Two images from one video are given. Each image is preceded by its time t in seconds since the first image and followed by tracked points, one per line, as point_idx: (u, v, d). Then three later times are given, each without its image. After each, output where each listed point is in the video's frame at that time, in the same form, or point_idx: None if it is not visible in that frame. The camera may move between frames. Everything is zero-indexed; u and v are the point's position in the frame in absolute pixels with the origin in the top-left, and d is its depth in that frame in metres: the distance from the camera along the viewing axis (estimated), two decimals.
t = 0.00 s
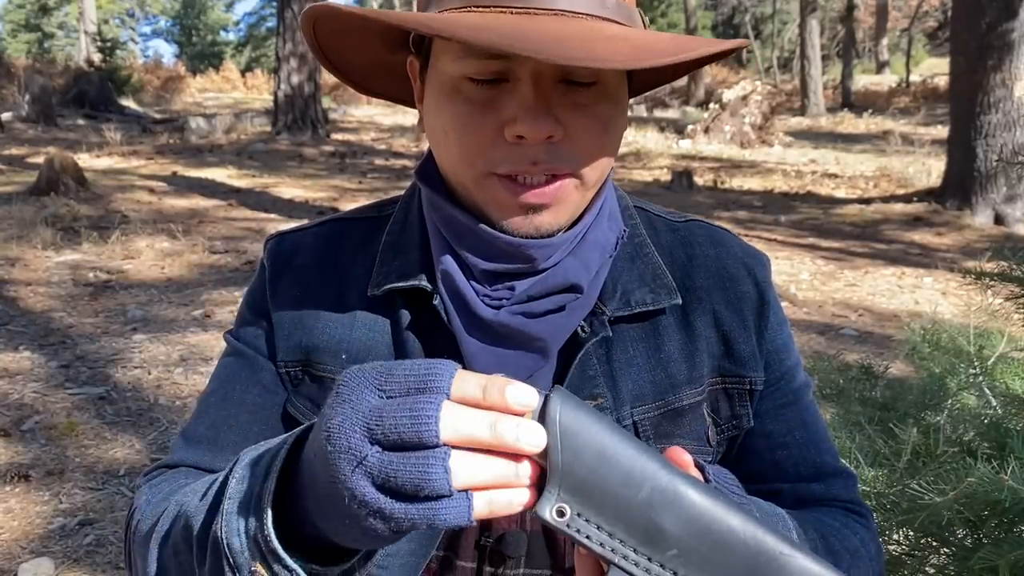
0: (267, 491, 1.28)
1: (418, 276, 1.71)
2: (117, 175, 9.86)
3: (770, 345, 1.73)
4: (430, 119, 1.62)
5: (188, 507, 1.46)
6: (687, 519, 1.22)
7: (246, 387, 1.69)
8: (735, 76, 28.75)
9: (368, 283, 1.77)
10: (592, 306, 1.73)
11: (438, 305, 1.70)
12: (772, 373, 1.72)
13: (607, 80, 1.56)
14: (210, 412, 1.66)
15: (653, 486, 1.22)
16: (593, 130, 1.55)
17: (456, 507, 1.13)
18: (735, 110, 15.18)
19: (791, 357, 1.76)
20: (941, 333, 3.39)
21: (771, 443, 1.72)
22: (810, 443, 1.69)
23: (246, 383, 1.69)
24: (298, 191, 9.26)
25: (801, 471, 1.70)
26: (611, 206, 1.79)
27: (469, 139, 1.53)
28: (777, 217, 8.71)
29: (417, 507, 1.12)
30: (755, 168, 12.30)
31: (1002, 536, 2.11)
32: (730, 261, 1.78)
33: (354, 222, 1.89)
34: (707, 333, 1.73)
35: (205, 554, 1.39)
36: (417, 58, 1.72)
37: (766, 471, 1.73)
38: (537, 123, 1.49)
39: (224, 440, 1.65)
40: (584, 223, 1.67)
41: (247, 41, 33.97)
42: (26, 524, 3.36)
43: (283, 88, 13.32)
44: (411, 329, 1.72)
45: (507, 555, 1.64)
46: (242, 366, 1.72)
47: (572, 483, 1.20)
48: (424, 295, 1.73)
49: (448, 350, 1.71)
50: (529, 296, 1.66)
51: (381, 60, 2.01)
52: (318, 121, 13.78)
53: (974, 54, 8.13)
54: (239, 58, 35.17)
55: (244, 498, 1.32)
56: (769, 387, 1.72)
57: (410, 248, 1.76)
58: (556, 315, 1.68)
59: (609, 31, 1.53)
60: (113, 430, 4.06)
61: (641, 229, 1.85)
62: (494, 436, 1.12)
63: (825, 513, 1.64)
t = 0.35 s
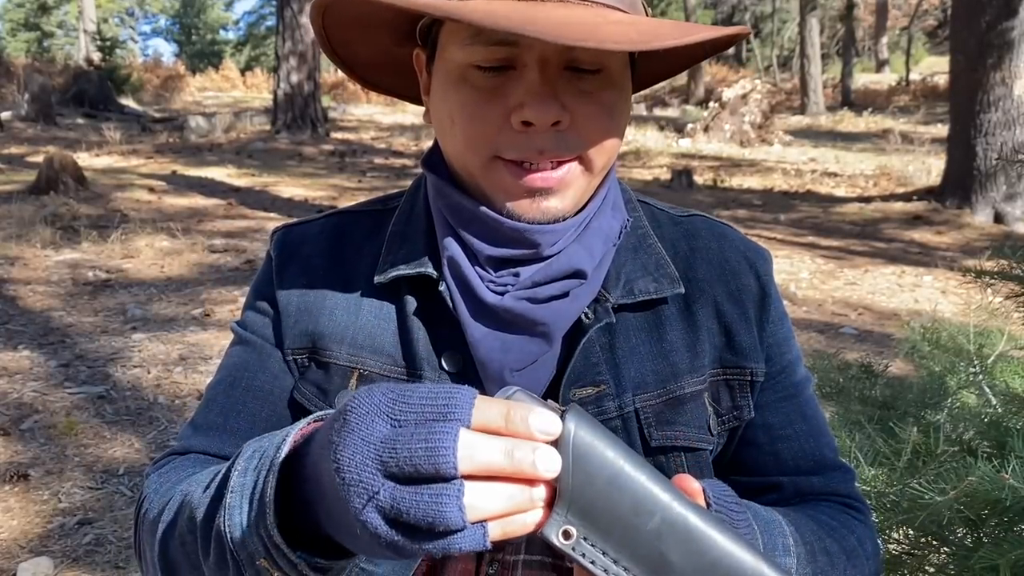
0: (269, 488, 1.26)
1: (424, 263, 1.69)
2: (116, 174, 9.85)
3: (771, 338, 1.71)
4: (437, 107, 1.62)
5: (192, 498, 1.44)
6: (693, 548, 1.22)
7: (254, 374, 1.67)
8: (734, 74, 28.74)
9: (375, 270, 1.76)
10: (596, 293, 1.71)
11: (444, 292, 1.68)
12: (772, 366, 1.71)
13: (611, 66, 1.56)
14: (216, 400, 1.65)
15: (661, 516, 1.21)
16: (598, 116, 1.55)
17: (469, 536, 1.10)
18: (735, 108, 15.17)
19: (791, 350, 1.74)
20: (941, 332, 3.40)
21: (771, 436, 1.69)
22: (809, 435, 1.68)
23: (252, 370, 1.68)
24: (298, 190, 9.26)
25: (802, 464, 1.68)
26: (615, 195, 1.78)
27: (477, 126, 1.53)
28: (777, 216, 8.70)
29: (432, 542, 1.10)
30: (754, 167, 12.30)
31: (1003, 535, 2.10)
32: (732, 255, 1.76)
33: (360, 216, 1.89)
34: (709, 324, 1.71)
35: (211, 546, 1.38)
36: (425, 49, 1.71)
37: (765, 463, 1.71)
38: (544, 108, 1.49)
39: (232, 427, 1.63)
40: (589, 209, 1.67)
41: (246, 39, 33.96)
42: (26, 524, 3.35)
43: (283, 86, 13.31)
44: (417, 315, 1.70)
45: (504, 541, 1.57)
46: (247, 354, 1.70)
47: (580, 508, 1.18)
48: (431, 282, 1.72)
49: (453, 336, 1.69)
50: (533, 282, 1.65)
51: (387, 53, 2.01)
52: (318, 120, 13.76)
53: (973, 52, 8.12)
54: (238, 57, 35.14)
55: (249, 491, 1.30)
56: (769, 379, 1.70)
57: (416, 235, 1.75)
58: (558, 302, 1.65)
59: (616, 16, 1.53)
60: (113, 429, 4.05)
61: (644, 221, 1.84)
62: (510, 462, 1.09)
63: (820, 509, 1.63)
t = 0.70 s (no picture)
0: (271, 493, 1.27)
1: (424, 257, 1.69)
2: (116, 173, 9.85)
3: (767, 333, 1.71)
4: (438, 102, 1.62)
5: (193, 502, 1.45)
6: (702, 550, 1.20)
7: (254, 369, 1.67)
8: (734, 73, 28.73)
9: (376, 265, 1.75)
10: (594, 288, 1.70)
11: (443, 286, 1.67)
12: (770, 361, 1.69)
13: (610, 59, 1.56)
14: (215, 397, 1.65)
15: (670, 515, 1.20)
16: (596, 109, 1.55)
17: (452, 502, 1.12)
18: (734, 107, 15.18)
19: (789, 346, 1.72)
20: (940, 330, 3.40)
21: (768, 431, 1.68)
22: (807, 430, 1.66)
23: (251, 366, 1.67)
24: (297, 188, 9.26)
25: (799, 459, 1.66)
26: (614, 192, 1.77)
27: (476, 119, 1.53)
28: (776, 214, 8.71)
29: (415, 506, 1.11)
30: (754, 165, 12.30)
31: (1002, 534, 2.11)
32: (729, 251, 1.75)
33: (362, 212, 1.88)
34: (706, 319, 1.70)
35: (211, 549, 1.39)
36: (426, 46, 1.71)
37: (763, 458, 1.69)
38: (543, 99, 1.49)
39: (232, 423, 1.63)
40: (587, 205, 1.67)
41: (246, 38, 33.97)
42: (26, 523, 3.35)
43: (282, 85, 13.31)
44: (416, 309, 1.69)
45: (505, 532, 1.57)
46: (246, 350, 1.70)
47: (587, 506, 1.19)
48: (431, 277, 1.71)
49: (453, 331, 1.69)
50: (533, 277, 1.65)
51: (389, 50, 2.01)
52: (317, 119, 13.76)
53: (973, 50, 8.12)
54: (237, 56, 35.11)
55: (250, 499, 1.30)
56: (767, 374, 1.69)
57: (416, 232, 1.75)
58: (557, 296, 1.64)
59: (613, 9, 1.53)
60: (112, 428, 4.05)
61: (642, 218, 1.83)
62: (488, 427, 1.12)
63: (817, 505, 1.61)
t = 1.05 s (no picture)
0: (218, 487, 1.30)
1: (416, 250, 1.67)
2: (115, 171, 9.85)
3: (767, 323, 1.66)
4: (430, 100, 1.62)
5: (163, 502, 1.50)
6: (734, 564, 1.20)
7: (245, 368, 1.68)
8: (734, 71, 28.71)
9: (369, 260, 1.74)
10: (590, 278, 1.67)
11: (435, 278, 1.65)
12: (769, 353, 1.65)
13: (601, 57, 1.56)
14: (208, 398, 1.67)
15: (699, 528, 1.19)
16: (587, 105, 1.55)
17: (388, 459, 1.14)
18: (734, 106, 15.19)
19: (788, 337, 1.69)
20: (939, 328, 3.40)
21: (771, 421, 1.64)
22: (808, 420, 1.64)
23: (241, 366, 1.68)
24: (297, 187, 9.26)
25: (801, 449, 1.63)
26: (606, 183, 1.74)
27: (471, 115, 1.53)
28: (776, 212, 8.71)
29: (353, 467, 1.13)
30: (753, 163, 12.30)
31: (1002, 532, 2.11)
32: (726, 243, 1.71)
33: (360, 210, 1.87)
34: (704, 309, 1.66)
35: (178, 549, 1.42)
36: (418, 46, 1.71)
37: (765, 449, 1.66)
38: (534, 95, 1.49)
39: (223, 423, 1.65)
40: (580, 197, 1.64)
41: (246, 36, 33.95)
42: (25, 521, 3.35)
43: (282, 83, 13.30)
44: (406, 304, 1.68)
45: (502, 527, 1.56)
46: (240, 350, 1.70)
47: (615, 523, 1.18)
48: (421, 269, 1.69)
49: (445, 324, 1.66)
50: (526, 268, 1.62)
51: (384, 51, 2.01)
52: (317, 117, 13.76)
53: (972, 49, 8.12)
54: (236, 54, 35.09)
55: (204, 493, 1.33)
56: (767, 365, 1.65)
57: (409, 228, 1.73)
58: (550, 287, 1.61)
59: (604, 4, 1.54)
60: (112, 426, 4.05)
61: (637, 210, 1.79)
62: (414, 378, 1.13)
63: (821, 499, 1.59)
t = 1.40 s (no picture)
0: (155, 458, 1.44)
1: (408, 246, 1.66)
2: (114, 169, 9.84)
3: (767, 320, 1.66)
4: (424, 92, 1.62)
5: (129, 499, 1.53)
6: None
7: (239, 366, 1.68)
8: (734, 69, 28.68)
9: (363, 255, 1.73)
10: (586, 273, 1.66)
11: (427, 275, 1.64)
12: (768, 350, 1.65)
13: (595, 47, 1.56)
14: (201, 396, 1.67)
15: None
16: (581, 96, 1.54)
17: (273, 404, 1.21)
18: (734, 104, 15.19)
19: (787, 335, 1.68)
20: (940, 325, 3.39)
21: (772, 417, 1.63)
22: (811, 417, 1.63)
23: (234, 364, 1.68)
24: (296, 185, 9.25)
25: (804, 446, 1.63)
26: (602, 178, 1.74)
27: (464, 107, 1.53)
28: (776, 211, 8.70)
29: (241, 411, 1.22)
30: (754, 162, 12.29)
31: (1003, 529, 2.11)
32: (724, 240, 1.71)
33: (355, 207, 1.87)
34: (703, 306, 1.65)
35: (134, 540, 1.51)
36: (413, 38, 1.71)
37: (766, 446, 1.65)
38: (527, 85, 1.49)
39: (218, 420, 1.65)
40: (574, 190, 1.64)
41: (246, 35, 33.91)
42: (25, 518, 3.35)
43: (281, 82, 13.29)
44: (398, 299, 1.67)
45: (500, 524, 1.57)
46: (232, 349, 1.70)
47: None
48: (414, 266, 1.68)
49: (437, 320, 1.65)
50: (519, 264, 1.61)
51: (378, 43, 2.00)
52: (317, 115, 13.76)
53: (972, 47, 8.11)
54: (235, 52, 35.05)
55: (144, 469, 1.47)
56: (765, 362, 1.64)
57: (402, 224, 1.72)
58: (544, 282, 1.60)
59: None
60: (111, 423, 4.05)
61: (634, 206, 1.79)
62: (296, 317, 1.20)
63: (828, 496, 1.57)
